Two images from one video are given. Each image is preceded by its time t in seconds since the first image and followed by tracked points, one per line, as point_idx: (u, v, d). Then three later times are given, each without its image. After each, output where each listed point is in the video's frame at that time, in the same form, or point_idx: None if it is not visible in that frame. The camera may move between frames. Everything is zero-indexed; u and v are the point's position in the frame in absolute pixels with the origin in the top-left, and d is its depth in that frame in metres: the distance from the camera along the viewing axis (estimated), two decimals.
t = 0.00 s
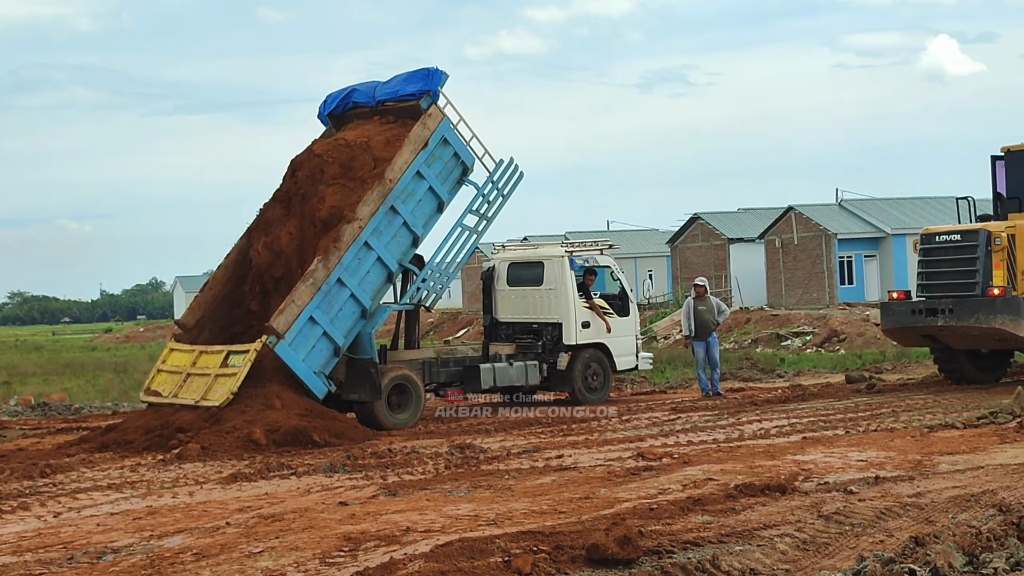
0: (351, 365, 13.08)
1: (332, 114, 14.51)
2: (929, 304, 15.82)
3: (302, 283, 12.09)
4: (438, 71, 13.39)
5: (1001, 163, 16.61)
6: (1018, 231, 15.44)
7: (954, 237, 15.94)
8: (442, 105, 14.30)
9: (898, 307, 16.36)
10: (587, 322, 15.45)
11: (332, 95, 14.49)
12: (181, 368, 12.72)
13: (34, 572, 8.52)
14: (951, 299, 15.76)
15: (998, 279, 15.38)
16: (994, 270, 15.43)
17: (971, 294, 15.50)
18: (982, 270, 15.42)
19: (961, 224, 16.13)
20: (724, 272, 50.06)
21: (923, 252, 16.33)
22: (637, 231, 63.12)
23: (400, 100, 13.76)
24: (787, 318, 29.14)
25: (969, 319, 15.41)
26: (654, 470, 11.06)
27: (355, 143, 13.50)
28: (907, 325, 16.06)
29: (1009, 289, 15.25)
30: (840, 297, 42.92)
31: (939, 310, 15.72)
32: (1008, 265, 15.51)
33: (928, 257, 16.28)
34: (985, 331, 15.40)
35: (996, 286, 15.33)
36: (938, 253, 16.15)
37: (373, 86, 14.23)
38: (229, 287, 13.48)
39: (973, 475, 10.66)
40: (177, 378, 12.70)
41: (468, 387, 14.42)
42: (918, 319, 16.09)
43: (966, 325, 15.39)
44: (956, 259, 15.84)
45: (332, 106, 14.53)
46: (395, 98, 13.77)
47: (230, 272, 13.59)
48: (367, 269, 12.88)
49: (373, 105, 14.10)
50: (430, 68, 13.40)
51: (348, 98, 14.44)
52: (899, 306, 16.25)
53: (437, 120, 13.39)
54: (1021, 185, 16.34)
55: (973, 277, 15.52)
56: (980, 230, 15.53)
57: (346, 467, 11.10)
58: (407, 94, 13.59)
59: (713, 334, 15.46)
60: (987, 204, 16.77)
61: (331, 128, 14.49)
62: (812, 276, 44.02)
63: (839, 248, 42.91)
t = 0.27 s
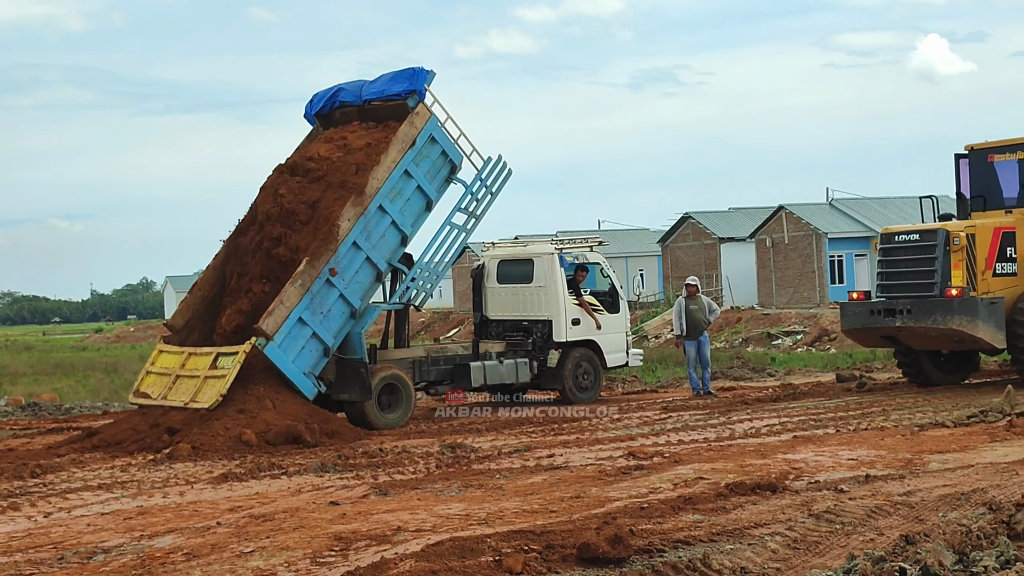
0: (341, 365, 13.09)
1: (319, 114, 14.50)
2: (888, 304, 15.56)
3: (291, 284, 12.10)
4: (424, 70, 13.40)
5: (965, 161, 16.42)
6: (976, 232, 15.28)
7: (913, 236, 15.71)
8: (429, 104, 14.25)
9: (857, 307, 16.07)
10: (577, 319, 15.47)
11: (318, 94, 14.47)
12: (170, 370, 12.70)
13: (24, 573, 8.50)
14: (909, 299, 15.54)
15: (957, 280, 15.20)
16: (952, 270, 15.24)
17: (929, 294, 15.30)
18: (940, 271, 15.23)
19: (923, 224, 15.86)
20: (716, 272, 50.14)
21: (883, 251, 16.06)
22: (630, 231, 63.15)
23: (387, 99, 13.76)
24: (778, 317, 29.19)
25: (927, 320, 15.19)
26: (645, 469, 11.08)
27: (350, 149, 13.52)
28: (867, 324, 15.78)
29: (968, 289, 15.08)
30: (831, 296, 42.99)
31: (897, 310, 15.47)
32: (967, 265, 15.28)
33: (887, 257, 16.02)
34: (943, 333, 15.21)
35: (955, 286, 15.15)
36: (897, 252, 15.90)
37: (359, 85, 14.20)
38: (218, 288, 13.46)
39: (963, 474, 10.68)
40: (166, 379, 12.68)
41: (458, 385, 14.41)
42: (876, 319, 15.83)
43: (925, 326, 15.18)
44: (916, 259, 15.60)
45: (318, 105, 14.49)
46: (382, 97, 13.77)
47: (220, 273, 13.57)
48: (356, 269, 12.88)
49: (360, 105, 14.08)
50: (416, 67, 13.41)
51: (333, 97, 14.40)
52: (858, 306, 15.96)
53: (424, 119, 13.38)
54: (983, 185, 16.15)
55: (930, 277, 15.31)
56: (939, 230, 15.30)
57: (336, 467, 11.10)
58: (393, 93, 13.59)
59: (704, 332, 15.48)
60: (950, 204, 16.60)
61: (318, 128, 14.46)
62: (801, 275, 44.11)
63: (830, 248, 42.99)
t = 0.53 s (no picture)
0: (336, 364, 13.06)
1: (314, 114, 14.46)
2: (846, 308, 15.15)
3: (284, 284, 12.09)
4: (418, 70, 13.40)
5: (927, 162, 16.27)
6: (935, 234, 15.00)
7: (871, 239, 15.42)
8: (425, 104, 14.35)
9: (815, 310, 15.63)
10: (571, 319, 15.47)
11: (312, 94, 14.43)
12: (165, 369, 12.68)
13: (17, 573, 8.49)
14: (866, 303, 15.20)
15: (916, 284, 14.90)
16: (911, 274, 14.95)
17: (888, 298, 14.97)
18: (899, 274, 14.92)
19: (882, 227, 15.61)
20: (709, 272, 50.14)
21: (842, 254, 15.74)
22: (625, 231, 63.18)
23: (382, 99, 13.75)
24: (771, 317, 29.22)
25: (886, 324, 14.80)
26: (638, 468, 11.08)
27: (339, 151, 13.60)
28: (825, 329, 15.34)
29: (926, 293, 14.78)
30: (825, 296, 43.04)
31: (856, 314, 15.05)
32: (926, 268, 15.01)
33: (846, 260, 15.71)
34: (902, 337, 14.80)
35: (913, 290, 14.85)
36: (855, 256, 15.58)
37: (354, 85, 14.17)
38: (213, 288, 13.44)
39: (956, 473, 10.69)
40: (160, 378, 12.67)
41: (452, 385, 14.41)
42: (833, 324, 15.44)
43: (883, 330, 14.76)
44: (874, 262, 15.31)
45: (313, 106, 14.44)
46: (377, 96, 13.76)
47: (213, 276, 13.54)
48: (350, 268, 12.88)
49: (355, 105, 14.05)
50: (412, 67, 13.41)
51: (328, 97, 14.34)
52: (816, 310, 15.54)
53: (419, 118, 13.37)
54: (944, 186, 15.98)
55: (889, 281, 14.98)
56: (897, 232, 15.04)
57: (330, 466, 11.09)
58: (388, 93, 13.58)
59: (697, 332, 15.50)
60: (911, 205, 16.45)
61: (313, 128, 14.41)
62: (795, 275, 44.12)
63: (823, 248, 43.06)
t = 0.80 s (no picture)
0: (331, 364, 13.06)
1: (309, 113, 14.43)
2: (808, 308, 15.16)
3: (279, 282, 12.11)
4: (413, 69, 13.41)
5: (888, 160, 16.35)
6: (897, 232, 14.98)
7: (833, 238, 15.38)
8: (421, 103, 14.32)
9: (776, 312, 15.64)
10: (566, 318, 15.47)
11: (307, 93, 14.38)
12: (158, 366, 12.66)
13: (10, 573, 8.48)
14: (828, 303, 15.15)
15: (878, 282, 14.87)
16: (873, 273, 14.92)
17: (850, 297, 14.95)
18: (861, 272, 14.89)
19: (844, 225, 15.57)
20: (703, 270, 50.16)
21: (803, 254, 15.72)
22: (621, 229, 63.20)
23: (377, 99, 13.73)
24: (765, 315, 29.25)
25: (847, 324, 14.79)
26: (632, 467, 11.09)
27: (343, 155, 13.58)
28: (788, 330, 15.32)
29: (888, 292, 14.75)
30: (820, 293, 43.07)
31: (817, 314, 15.05)
32: (889, 266, 14.98)
33: (807, 260, 15.71)
34: (864, 337, 14.79)
35: (876, 289, 14.83)
36: (817, 256, 15.58)
37: (349, 84, 14.13)
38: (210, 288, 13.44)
39: (949, 471, 10.71)
40: (153, 376, 12.65)
41: (447, 384, 14.40)
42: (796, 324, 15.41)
43: (845, 330, 14.75)
44: (835, 261, 15.27)
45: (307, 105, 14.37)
46: (372, 96, 13.74)
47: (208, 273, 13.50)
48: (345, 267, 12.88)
49: (350, 104, 14.01)
50: (407, 67, 13.42)
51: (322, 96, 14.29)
52: (777, 311, 15.55)
53: (415, 118, 13.36)
54: (905, 184, 16.01)
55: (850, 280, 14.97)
56: (859, 230, 15.00)
57: (324, 466, 11.09)
58: (384, 93, 13.58)
59: (692, 331, 15.50)
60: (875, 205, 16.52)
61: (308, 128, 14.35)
62: (789, 273, 44.15)
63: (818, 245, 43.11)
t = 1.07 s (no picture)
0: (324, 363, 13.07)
1: (301, 112, 14.43)
2: (772, 310, 14.84)
3: (272, 282, 12.13)
4: (406, 68, 13.42)
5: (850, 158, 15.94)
6: (862, 234, 14.63)
7: (796, 239, 15.02)
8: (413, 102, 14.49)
9: (739, 313, 15.32)
10: (559, 317, 15.49)
11: (300, 92, 14.37)
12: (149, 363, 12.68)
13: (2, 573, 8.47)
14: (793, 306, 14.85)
15: (843, 285, 14.57)
16: (838, 275, 14.60)
17: (814, 300, 14.64)
18: (825, 275, 14.57)
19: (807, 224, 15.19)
20: (697, 268, 50.20)
21: (765, 254, 15.38)
22: (616, 228, 63.24)
23: (369, 97, 13.72)
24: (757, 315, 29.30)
25: (812, 328, 14.49)
26: (625, 465, 11.11)
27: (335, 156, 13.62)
28: (750, 332, 15.04)
29: (854, 296, 14.45)
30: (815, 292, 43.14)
31: (781, 317, 14.74)
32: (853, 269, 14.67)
33: (770, 260, 15.35)
34: (828, 341, 14.50)
35: (840, 292, 14.52)
36: (779, 256, 15.22)
37: (341, 83, 14.12)
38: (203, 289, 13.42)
39: (942, 469, 10.73)
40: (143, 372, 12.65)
41: (440, 383, 14.41)
42: (760, 326, 15.13)
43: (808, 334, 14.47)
44: (799, 263, 14.93)
45: (300, 104, 14.37)
46: (364, 94, 13.73)
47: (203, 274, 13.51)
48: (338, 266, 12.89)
49: (342, 103, 14.00)
50: (399, 65, 13.42)
51: (314, 96, 14.28)
52: (740, 312, 15.22)
53: (408, 117, 13.37)
54: (868, 183, 15.64)
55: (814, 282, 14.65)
56: (824, 232, 14.64)
57: (316, 465, 11.09)
58: (376, 91, 13.57)
59: (684, 329, 15.51)
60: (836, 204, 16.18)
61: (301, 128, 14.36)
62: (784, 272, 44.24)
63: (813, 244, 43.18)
